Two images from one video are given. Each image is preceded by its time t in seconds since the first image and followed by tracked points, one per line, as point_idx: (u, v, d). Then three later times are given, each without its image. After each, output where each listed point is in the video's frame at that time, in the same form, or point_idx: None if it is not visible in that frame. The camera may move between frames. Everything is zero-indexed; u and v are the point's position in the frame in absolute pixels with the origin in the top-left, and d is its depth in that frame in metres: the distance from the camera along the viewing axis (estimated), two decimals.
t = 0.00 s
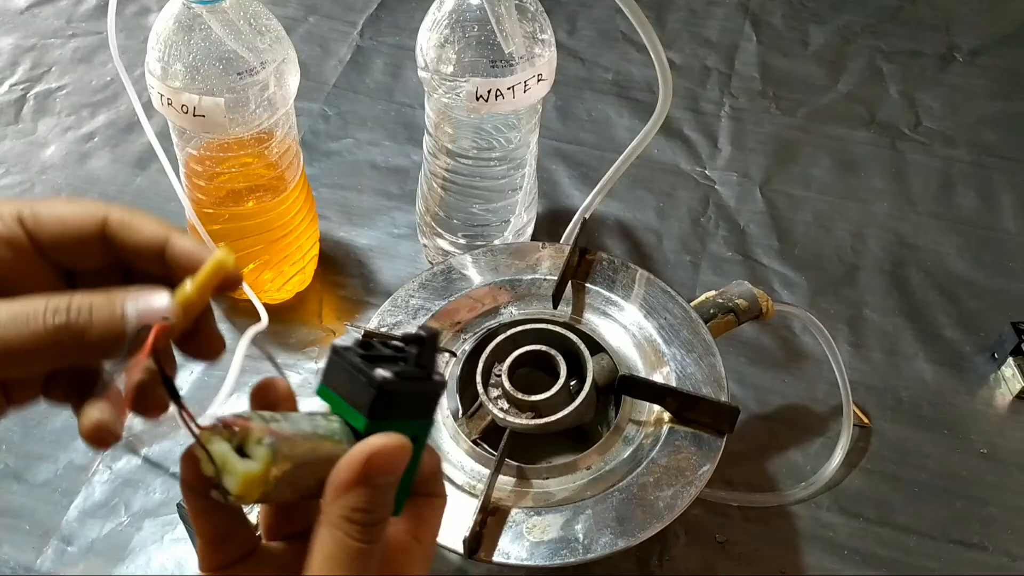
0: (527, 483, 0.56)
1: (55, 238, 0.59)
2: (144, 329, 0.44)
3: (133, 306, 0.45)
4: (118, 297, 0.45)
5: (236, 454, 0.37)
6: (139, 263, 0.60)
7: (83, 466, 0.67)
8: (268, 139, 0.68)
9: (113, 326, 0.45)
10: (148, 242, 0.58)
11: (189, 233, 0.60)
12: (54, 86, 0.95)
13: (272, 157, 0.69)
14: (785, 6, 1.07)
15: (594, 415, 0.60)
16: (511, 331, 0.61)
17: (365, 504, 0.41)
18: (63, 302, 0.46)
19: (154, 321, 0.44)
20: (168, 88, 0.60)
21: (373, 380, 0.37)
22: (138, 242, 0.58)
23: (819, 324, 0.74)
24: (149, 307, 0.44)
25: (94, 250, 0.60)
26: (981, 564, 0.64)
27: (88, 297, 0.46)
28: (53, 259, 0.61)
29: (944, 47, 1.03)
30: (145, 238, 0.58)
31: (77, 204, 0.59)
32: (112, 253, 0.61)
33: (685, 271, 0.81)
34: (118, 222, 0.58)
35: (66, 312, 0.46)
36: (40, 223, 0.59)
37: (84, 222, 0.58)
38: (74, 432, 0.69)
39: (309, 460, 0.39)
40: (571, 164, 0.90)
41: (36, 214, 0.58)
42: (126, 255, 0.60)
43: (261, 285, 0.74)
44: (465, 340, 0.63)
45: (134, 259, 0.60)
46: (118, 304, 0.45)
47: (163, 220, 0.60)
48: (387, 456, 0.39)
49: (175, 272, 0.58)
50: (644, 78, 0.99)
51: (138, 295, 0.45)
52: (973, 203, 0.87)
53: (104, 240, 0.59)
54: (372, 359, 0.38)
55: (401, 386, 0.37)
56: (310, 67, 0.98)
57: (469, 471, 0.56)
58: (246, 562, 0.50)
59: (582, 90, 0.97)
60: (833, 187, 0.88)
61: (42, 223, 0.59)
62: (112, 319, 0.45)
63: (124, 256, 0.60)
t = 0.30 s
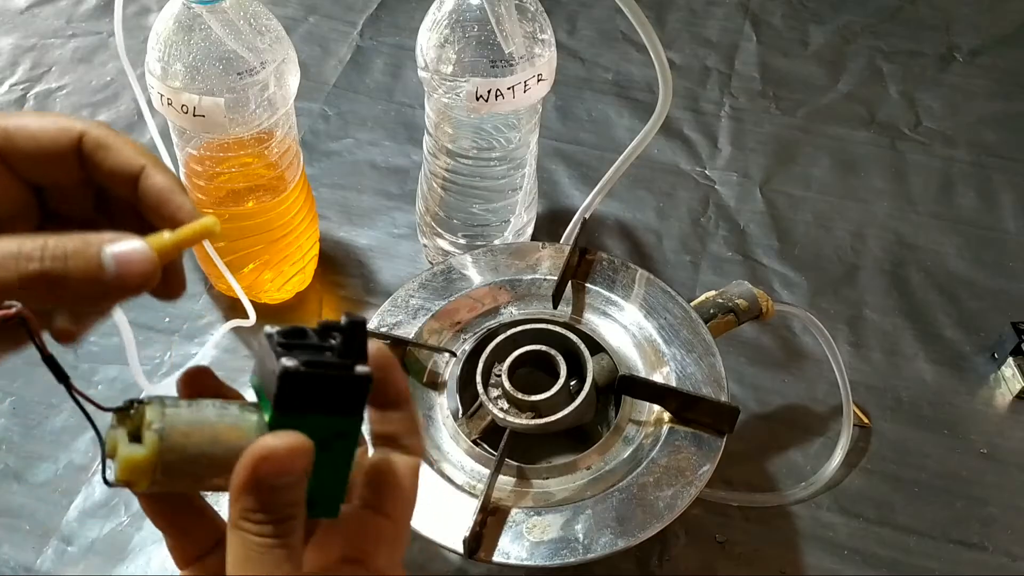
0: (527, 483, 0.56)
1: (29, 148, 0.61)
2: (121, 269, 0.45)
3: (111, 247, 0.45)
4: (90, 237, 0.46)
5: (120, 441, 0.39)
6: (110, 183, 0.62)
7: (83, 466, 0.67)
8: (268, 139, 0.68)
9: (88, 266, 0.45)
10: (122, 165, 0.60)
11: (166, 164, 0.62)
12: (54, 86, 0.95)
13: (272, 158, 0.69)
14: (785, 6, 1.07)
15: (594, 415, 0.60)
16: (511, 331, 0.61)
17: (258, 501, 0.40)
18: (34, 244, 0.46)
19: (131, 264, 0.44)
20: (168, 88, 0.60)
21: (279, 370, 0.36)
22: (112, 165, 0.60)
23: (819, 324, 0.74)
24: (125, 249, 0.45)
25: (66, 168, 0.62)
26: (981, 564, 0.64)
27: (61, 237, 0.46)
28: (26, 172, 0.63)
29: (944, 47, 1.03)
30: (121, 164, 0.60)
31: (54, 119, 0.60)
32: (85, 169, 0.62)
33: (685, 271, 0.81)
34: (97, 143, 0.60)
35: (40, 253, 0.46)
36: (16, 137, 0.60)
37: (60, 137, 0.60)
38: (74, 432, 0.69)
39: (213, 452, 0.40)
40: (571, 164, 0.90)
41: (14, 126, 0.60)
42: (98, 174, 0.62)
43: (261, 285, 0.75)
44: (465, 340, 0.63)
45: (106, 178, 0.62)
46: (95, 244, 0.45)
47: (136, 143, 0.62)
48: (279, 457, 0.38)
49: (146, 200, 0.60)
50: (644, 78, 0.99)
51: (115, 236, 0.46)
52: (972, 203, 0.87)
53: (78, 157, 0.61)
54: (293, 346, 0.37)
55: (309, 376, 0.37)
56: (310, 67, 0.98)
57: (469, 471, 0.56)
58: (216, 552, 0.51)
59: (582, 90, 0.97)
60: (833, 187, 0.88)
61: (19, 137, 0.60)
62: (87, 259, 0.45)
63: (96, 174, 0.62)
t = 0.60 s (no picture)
0: (527, 483, 0.56)
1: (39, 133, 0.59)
2: (142, 269, 0.43)
3: (129, 246, 0.43)
4: (106, 237, 0.44)
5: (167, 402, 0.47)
6: (125, 170, 0.61)
7: (83, 466, 0.67)
8: (268, 139, 0.68)
9: (106, 265, 0.43)
10: (139, 149, 0.59)
11: (184, 154, 0.61)
12: (54, 86, 0.95)
13: (272, 158, 0.69)
14: (785, 6, 1.07)
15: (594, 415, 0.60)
16: (511, 331, 0.61)
17: (238, 477, 0.42)
18: (36, 240, 0.44)
19: (154, 262, 0.43)
20: (168, 88, 0.60)
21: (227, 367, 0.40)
22: (129, 148, 0.59)
23: (819, 324, 0.74)
24: (145, 246, 0.43)
25: (76, 151, 0.60)
26: (982, 564, 0.63)
27: (67, 235, 0.44)
28: (32, 155, 0.61)
29: (944, 47, 1.03)
30: (136, 146, 0.59)
31: (69, 102, 0.59)
32: (97, 154, 0.61)
33: (685, 271, 0.81)
34: (114, 127, 0.59)
35: (42, 250, 0.43)
36: (25, 116, 0.58)
37: (77, 119, 0.59)
38: (74, 432, 0.69)
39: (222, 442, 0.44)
40: (571, 164, 0.90)
41: (23, 105, 0.58)
42: (111, 160, 0.61)
43: (261, 285, 0.75)
44: (465, 340, 0.63)
45: (120, 164, 0.60)
46: (112, 245, 0.43)
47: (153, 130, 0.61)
48: (238, 427, 0.40)
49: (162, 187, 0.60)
50: (644, 78, 0.99)
51: (130, 235, 0.44)
52: (972, 203, 0.87)
53: (91, 138, 0.60)
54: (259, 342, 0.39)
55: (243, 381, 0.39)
56: (310, 67, 0.98)
57: (469, 471, 0.56)
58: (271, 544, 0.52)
59: (582, 90, 0.97)
60: (833, 187, 0.88)
61: (28, 116, 0.58)
62: (103, 260, 0.43)
63: (108, 158, 0.61)
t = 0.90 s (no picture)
0: (527, 483, 0.56)
1: (41, 160, 0.58)
2: (142, 283, 0.44)
3: (129, 263, 0.44)
4: (108, 254, 0.45)
5: (154, 417, 0.44)
6: (125, 208, 0.60)
7: (83, 466, 0.67)
8: (268, 139, 0.68)
9: (107, 282, 0.44)
10: (141, 185, 0.58)
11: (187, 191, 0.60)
12: (54, 86, 0.95)
13: (272, 158, 0.69)
14: (785, 6, 1.07)
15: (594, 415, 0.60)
16: (511, 331, 0.61)
17: (251, 493, 0.41)
18: (38, 262, 0.45)
19: (154, 277, 0.44)
20: (168, 88, 0.60)
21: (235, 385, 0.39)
22: (128, 185, 0.58)
23: (819, 324, 0.74)
24: (145, 264, 0.44)
25: (76, 181, 0.59)
26: (982, 564, 0.63)
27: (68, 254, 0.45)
28: (30, 180, 0.60)
29: (945, 47, 1.03)
30: (136, 184, 0.58)
31: (70, 133, 0.58)
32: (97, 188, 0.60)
33: (685, 271, 0.81)
34: (117, 163, 0.58)
35: (44, 270, 0.45)
36: (24, 143, 0.58)
37: (76, 151, 0.58)
38: (74, 432, 0.69)
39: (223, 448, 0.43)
40: (571, 164, 0.90)
41: (23, 130, 0.58)
42: (111, 195, 0.59)
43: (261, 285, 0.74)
44: (465, 340, 0.63)
45: (120, 201, 0.59)
46: (114, 262, 0.44)
47: (158, 165, 0.60)
48: (256, 445, 0.39)
49: (160, 224, 0.59)
50: (644, 78, 0.99)
51: (129, 252, 0.45)
52: (972, 203, 0.87)
53: (90, 172, 0.58)
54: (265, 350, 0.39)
55: (259, 397, 0.38)
56: (311, 67, 0.98)
57: (469, 471, 0.56)
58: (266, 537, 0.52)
59: (582, 90, 0.97)
60: (833, 187, 0.88)
61: (27, 143, 0.58)
62: (103, 276, 0.44)
63: (106, 192, 0.60)
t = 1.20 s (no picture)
0: (527, 483, 0.56)
1: (38, 202, 0.58)
2: (148, 336, 0.43)
3: (134, 314, 0.43)
4: (116, 304, 0.44)
5: (135, 407, 0.44)
6: (119, 253, 0.59)
7: (83, 466, 0.67)
8: (268, 139, 0.68)
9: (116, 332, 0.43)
10: (136, 232, 0.58)
11: (181, 236, 0.60)
12: (54, 86, 0.95)
13: (272, 157, 0.69)
14: (785, 6, 1.07)
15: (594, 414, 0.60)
16: (511, 331, 0.61)
17: (227, 486, 0.42)
18: (41, 313, 0.44)
19: (159, 328, 0.43)
20: (168, 88, 0.60)
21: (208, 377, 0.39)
22: (124, 230, 0.58)
23: (819, 324, 0.74)
24: (150, 314, 0.43)
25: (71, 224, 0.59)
26: (982, 564, 0.63)
27: (72, 304, 0.44)
28: (26, 220, 0.60)
29: (944, 47, 1.03)
30: (134, 228, 0.58)
31: (68, 174, 0.57)
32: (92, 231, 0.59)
33: (685, 271, 0.81)
34: (115, 207, 0.57)
35: (46, 321, 0.44)
36: (22, 184, 0.57)
37: (73, 193, 0.57)
38: (74, 432, 0.69)
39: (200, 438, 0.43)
40: (571, 164, 0.90)
41: (20, 169, 0.57)
42: (104, 238, 0.59)
43: (261, 285, 0.75)
44: (465, 340, 0.63)
45: (114, 245, 0.59)
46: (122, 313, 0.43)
47: (153, 208, 0.59)
48: (231, 438, 0.39)
49: (153, 270, 0.58)
50: (644, 78, 0.99)
51: (134, 302, 0.44)
52: (973, 203, 0.87)
53: (87, 214, 0.58)
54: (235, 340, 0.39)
55: (231, 389, 0.39)
56: (311, 67, 0.98)
57: (469, 471, 0.56)
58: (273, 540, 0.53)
59: (582, 90, 0.97)
60: (833, 187, 0.88)
61: (25, 184, 0.57)
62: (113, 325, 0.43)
63: (100, 236, 0.59)
